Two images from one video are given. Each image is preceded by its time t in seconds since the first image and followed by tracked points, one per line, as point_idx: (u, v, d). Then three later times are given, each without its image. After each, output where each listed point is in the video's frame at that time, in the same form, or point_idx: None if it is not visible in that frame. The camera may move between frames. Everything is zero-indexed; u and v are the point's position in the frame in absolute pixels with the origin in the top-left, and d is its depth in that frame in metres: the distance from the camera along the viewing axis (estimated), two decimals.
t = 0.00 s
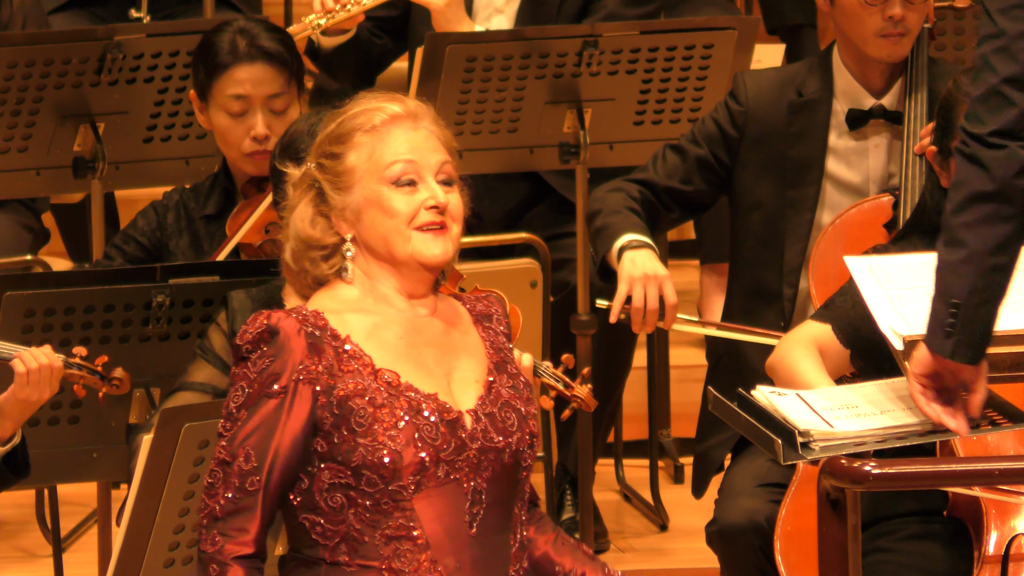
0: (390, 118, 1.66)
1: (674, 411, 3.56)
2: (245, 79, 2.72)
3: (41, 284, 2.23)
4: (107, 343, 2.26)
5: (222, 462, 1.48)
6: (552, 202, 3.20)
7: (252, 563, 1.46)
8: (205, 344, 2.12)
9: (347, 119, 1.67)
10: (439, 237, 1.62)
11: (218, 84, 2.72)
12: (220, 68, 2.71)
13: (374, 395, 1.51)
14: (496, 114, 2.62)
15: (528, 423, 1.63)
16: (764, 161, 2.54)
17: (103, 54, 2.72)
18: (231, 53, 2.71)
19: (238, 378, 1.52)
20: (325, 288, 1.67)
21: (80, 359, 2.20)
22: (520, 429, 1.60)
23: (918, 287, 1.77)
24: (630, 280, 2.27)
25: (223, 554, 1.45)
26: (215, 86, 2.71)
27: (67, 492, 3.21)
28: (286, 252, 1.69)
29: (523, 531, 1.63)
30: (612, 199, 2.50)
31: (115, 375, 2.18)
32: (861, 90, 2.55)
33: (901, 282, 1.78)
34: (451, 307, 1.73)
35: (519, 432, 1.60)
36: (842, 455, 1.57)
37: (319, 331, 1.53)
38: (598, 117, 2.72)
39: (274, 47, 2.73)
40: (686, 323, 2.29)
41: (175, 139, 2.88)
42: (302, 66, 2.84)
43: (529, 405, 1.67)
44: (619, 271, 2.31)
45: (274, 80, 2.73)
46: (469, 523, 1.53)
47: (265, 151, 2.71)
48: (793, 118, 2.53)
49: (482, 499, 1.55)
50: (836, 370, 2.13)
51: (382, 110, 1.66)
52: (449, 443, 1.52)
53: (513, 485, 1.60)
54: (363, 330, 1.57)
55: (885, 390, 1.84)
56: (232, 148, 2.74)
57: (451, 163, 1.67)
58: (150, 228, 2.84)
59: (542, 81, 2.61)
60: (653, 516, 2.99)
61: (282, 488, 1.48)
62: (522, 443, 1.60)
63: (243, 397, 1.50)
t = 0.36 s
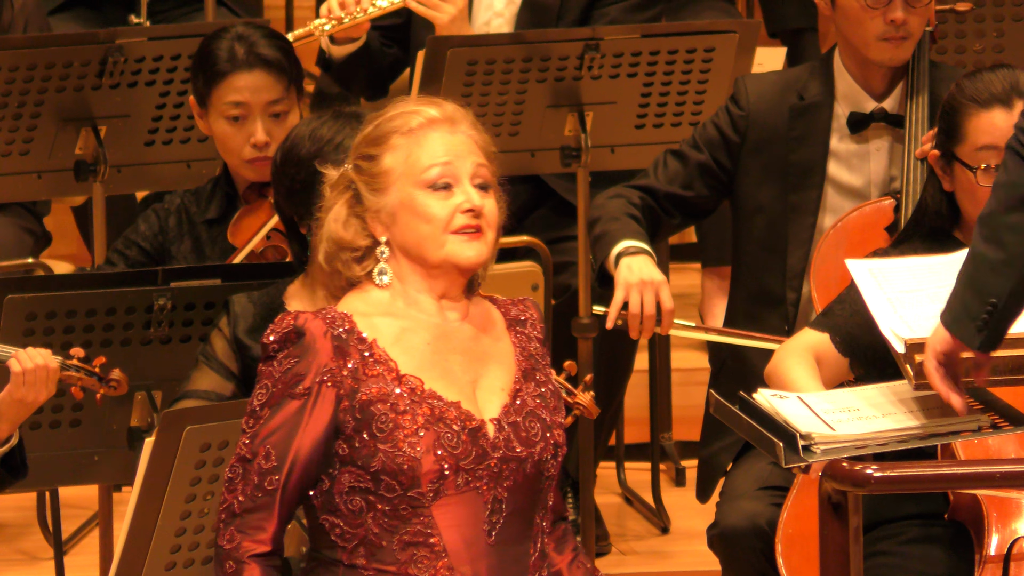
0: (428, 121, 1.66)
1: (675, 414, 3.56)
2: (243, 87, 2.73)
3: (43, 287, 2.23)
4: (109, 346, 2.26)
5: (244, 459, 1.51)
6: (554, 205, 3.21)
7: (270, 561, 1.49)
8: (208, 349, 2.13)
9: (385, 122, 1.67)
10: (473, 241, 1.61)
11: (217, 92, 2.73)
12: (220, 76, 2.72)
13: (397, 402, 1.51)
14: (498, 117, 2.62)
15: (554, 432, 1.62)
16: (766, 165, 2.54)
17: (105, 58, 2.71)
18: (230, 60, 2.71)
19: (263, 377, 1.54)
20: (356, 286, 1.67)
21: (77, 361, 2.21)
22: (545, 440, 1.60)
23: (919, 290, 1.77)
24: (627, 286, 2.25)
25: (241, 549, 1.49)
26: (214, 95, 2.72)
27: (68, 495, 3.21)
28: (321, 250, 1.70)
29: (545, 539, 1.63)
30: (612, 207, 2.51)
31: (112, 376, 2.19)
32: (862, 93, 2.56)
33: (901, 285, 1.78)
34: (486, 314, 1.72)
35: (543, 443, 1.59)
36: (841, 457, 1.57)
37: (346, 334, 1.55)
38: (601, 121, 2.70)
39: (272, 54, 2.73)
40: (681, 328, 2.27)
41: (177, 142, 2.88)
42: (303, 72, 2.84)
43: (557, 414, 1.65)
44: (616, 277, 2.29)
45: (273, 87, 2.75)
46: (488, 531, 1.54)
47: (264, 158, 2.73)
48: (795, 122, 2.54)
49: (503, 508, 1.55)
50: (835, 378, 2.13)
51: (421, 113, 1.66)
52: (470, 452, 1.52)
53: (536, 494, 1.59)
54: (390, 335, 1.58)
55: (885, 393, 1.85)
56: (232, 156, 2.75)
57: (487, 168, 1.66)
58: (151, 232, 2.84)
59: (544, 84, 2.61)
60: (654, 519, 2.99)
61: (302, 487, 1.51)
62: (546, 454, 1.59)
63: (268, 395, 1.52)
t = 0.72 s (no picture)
0: (458, 123, 1.64)
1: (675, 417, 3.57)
2: (244, 92, 2.73)
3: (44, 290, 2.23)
4: (110, 348, 2.26)
5: (278, 457, 1.50)
6: (555, 209, 3.21)
7: (295, 561, 1.48)
8: (209, 356, 2.14)
9: (414, 132, 1.63)
10: (528, 238, 1.63)
11: (216, 98, 2.72)
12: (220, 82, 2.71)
13: (434, 412, 1.51)
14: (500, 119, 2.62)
15: (585, 449, 1.60)
16: (766, 169, 2.55)
17: (106, 60, 2.72)
18: (229, 66, 2.70)
19: (303, 375, 1.53)
20: (408, 299, 1.64)
21: (75, 364, 2.22)
22: (576, 456, 1.58)
23: (920, 293, 1.77)
24: (623, 294, 2.26)
25: (268, 547, 1.48)
26: (215, 100, 2.72)
27: (69, 498, 3.21)
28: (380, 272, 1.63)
29: (569, 555, 1.61)
30: (613, 214, 2.50)
31: (110, 379, 2.20)
32: (861, 96, 2.54)
33: (902, 287, 1.78)
34: (525, 322, 1.71)
35: (576, 459, 1.57)
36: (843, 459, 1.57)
37: (387, 338, 1.54)
38: (602, 123, 2.71)
39: (272, 60, 2.73)
40: (680, 335, 2.24)
41: (178, 145, 2.87)
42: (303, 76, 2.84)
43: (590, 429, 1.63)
44: (613, 285, 2.30)
45: (273, 92, 2.75)
46: (513, 544, 1.52)
47: (266, 163, 2.73)
48: (795, 125, 2.53)
49: (530, 522, 1.54)
50: (835, 387, 2.14)
51: (448, 117, 1.64)
52: (503, 465, 1.51)
53: (564, 509, 1.58)
54: (429, 343, 1.57)
55: (887, 395, 1.85)
56: (233, 160, 2.75)
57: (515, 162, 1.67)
58: (153, 236, 2.84)
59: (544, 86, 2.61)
60: (655, 522, 2.99)
61: (333, 489, 1.50)
62: (578, 471, 1.58)
63: (306, 395, 1.51)
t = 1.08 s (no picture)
0: (491, 130, 1.63)
1: (676, 420, 3.57)
2: (242, 100, 2.73)
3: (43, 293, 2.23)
4: (110, 352, 2.25)
5: (297, 463, 1.50)
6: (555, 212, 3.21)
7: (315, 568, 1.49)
8: (207, 362, 2.14)
9: (448, 136, 1.62)
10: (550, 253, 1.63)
11: (216, 105, 2.73)
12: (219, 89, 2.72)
13: (454, 416, 1.51)
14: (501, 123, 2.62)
15: (604, 454, 1.60)
16: (766, 174, 2.55)
17: (106, 64, 2.71)
18: (228, 74, 2.70)
19: (321, 381, 1.54)
20: (427, 303, 1.63)
21: (74, 370, 2.21)
22: (594, 461, 1.58)
23: (919, 297, 1.76)
24: (617, 301, 2.24)
25: (289, 554, 1.48)
26: (214, 107, 2.72)
27: (69, 501, 3.20)
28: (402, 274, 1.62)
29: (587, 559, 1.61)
30: (611, 220, 2.51)
31: (108, 387, 2.18)
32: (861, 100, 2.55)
33: (902, 292, 1.77)
34: (543, 328, 1.70)
35: (594, 463, 1.58)
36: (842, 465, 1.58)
37: (406, 344, 1.54)
38: (602, 127, 2.71)
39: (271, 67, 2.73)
40: (673, 342, 2.25)
41: (178, 149, 2.88)
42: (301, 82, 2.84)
43: (607, 433, 1.64)
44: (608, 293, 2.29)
45: (272, 100, 2.75)
46: (533, 549, 1.52)
47: (266, 170, 2.73)
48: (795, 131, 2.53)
49: (549, 528, 1.54)
50: (831, 390, 2.14)
51: (481, 123, 1.63)
52: (523, 469, 1.51)
53: (583, 512, 1.58)
54: (448, 348, 1.57)
55: (887, 399, 1.85)
56: (233, 167, 2.75)
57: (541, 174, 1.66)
58: (154, 240, 2.82)
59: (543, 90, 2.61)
60: (654, 526, 2.99)
61: (354, 495, 1.51)
62: (597, 475, 1.58)
63: (324, 401, 1.51)
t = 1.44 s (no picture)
0: (522, 142, 1.61)
1: (674, 425, 3.57)
2: (239, 106, 2.72)
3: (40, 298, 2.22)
4: (106, 357, 2.25)
5: (313, 469, 1.49)
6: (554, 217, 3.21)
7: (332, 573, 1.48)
8: (204, 369, 2.13)
9: (478, 142, 1.60)
10: (564, 272, 1.63)
11: (212, 112, 2.71)
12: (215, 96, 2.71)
13: (468, 419, 1.51)
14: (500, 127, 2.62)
15: (616, 458, 1.60)
16: (766, 179, 2.55)
17: (104, 69, 2.71)
18: (225, 81, 2.69)
19: (335, 386, 1.53)
20: (440, 306, 1.63)
21: (72, 378, 2.22)
22: (608, 465, 1.58)
23: (916, 302, 1.77)
24: (611, 305, 2.21)
25: (307, 560, 1.48)
26: (210, 114, 2.71)
27: (67, 505, 3.20)
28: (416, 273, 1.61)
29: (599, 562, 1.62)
30: (607, 224, 2.50)
31: (106, 396, 2.20)
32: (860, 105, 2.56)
33: (899, 297, 1.78)
34: (554, 335, 1.70)
35: (607, 466, 1.58)
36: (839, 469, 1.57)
37: (419, 348, 1.54)
38: (600, 132, 2.72)
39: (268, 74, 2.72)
40: (665, 344, 2.26)
41: (175, 153, 2.88)
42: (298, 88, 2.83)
43: (619, 437, 1.64)
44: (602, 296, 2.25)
45: (269, 106, 2.73)
46: (549, 552, 1.53)
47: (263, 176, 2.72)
48: (793, 136, 2.53)
49: (564, 531, 1.54)
50: (829, 390, 2.14)
51: (512, 133, 1.61)
52: (538, 472, 1.51)
53: (596, 514, 1.59)
54: (462, 352, 1.57)
55: (884, 405, 1.85)
56: (231, 173, 2.75)
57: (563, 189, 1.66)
58: (152, 244, 2.82)
59: (541, 94, 2.61)
60: (652, 531, 2.99)
61: (370, 500, 1.50)
62: (610, 477, 1.58)
63: (339, 406, 1.51)
